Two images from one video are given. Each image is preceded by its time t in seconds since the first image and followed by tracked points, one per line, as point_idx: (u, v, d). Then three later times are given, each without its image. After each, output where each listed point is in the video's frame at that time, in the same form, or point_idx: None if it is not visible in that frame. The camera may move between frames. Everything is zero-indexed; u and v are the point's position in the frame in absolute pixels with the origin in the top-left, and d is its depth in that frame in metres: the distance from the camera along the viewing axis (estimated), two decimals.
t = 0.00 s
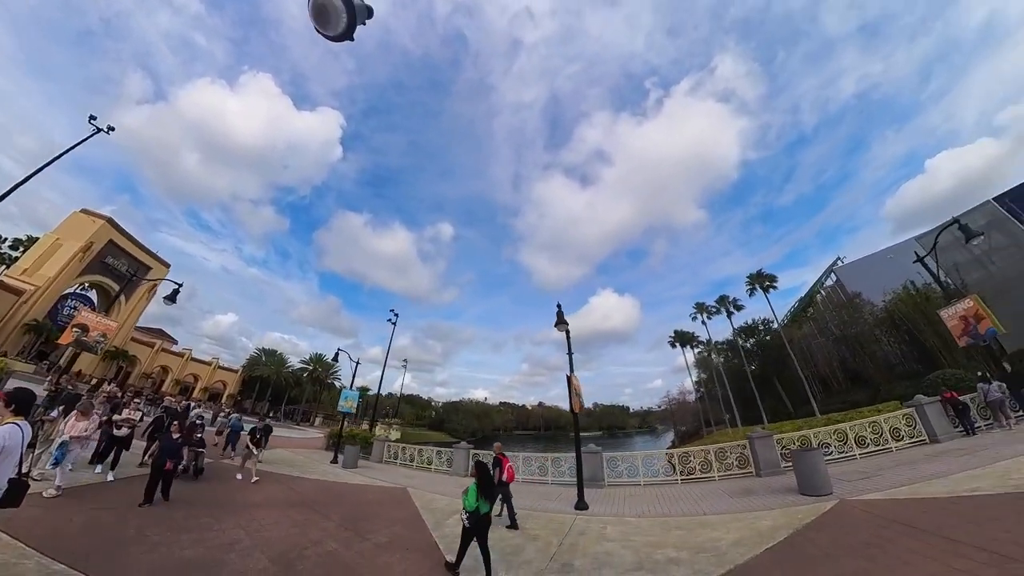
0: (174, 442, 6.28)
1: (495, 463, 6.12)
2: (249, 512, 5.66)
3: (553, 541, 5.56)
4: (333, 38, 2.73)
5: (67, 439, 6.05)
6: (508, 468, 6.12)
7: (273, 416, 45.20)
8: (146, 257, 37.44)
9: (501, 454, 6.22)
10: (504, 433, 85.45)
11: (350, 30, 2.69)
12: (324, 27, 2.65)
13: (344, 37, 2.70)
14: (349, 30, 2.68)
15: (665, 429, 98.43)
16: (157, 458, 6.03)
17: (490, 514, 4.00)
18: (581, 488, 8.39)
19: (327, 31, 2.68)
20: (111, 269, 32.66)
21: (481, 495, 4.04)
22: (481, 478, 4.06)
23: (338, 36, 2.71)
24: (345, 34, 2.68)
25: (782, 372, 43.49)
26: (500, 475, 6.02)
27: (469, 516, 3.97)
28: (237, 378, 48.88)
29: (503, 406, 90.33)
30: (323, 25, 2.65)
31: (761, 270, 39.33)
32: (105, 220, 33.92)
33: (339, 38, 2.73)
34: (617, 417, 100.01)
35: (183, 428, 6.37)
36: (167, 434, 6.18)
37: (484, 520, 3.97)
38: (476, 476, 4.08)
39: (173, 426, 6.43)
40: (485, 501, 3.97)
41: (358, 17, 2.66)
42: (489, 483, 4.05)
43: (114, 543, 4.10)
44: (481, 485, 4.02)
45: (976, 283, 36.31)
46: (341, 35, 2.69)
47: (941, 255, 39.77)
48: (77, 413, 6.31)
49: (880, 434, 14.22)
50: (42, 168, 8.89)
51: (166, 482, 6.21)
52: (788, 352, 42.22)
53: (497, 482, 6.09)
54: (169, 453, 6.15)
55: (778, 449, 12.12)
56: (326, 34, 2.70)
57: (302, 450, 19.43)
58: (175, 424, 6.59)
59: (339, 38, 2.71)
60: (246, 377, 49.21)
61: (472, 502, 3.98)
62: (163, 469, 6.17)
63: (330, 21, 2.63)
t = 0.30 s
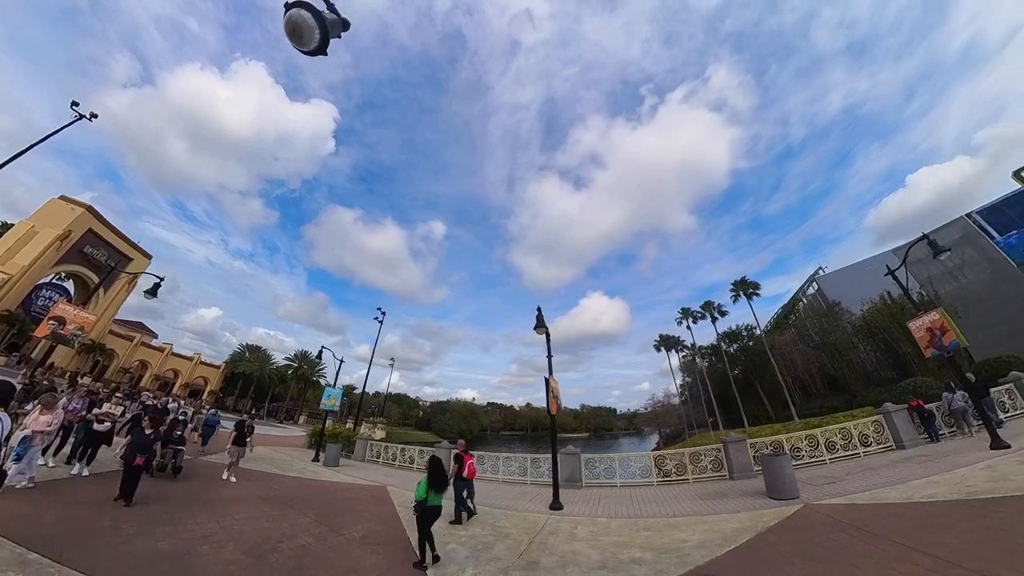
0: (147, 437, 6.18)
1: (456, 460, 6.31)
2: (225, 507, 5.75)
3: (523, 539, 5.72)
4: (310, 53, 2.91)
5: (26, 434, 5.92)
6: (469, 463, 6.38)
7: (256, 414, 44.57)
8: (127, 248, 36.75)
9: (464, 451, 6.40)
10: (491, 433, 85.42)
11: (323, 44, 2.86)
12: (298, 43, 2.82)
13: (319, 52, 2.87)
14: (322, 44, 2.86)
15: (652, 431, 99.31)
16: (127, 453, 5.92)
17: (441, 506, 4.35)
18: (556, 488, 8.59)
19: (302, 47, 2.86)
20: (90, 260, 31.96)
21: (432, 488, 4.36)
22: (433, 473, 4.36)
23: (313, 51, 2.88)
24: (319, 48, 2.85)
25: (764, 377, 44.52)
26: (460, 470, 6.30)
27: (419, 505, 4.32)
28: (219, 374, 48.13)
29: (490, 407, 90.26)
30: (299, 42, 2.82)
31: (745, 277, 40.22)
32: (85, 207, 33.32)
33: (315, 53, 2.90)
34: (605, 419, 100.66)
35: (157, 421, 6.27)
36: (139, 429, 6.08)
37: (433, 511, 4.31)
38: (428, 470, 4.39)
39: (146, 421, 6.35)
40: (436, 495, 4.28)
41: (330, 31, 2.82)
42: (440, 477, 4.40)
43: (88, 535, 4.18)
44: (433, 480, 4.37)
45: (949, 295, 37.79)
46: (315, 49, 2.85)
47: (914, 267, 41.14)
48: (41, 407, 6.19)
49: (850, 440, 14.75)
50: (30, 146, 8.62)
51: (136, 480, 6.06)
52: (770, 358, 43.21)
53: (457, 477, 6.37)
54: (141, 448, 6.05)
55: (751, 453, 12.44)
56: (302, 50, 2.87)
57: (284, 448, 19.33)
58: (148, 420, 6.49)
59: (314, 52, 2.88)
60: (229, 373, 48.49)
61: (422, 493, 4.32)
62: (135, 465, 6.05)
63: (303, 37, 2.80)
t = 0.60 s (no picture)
0: (119, 433, 6.15)
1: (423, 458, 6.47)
2: (197, 503, 5.80)
3: (495, 537, 5.88)
4: (287, 63, 3.08)
5: None
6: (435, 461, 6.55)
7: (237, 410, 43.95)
8: (108, 237, 36.15)
9: (430, 449, 6.57)
10: (478, 433, 85.28)
11: (299, 54, 3.03)
12: (275, 52, 2.98)
13: (295, 62, 3.04)
14: (299, 54, 3.03)
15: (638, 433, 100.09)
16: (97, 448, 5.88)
17: (400, 497, 4.70)
18: (532, 486, 8.77)
19: (279, 57, 3.02)
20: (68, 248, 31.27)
21: (392, 481, 4.72)
22: (395, 468, 4.73)
23: (289, 61, 3.05)
24: (295, 57, 3.02)
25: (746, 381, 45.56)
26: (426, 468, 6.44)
27: (379, 497, 4.65)
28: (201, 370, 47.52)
29: (477, 407, 90.18)
30: (275, 52, 2.99)
31: (729, 284, 41.19)
32: (65, 192, 32.74)
33: (292, 63, 3.08)
34: (591, 420, 101.26)
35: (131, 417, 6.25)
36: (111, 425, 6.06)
37: (391, 502, 4.64)
38: (389, 465, 4.76)
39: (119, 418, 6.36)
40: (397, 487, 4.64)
41: (304, 41, 2.99)
42: (400, 470, 4.71)
43: (58, 526, 4.25)
44: (392, 474, 4.69)
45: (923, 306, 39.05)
46: (292, 59, 3.02)
47: (890, 278, 42.33)
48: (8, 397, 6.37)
49: (821, 445, 15.26)
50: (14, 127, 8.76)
51: (104, 476, 6.02)
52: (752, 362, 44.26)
53: (423, 474, 6.55)
54: (112, 443, 6.02)
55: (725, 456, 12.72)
56: (280, 60, 3.03)
57: (265, 446, 19.22)
58: (121, 416, 6.49)
59: (290, 62, 3.06)
60: (211, 368, 47.81)
61: (382, 486, 4.66)
62: (104, 461, 5.98)
63: (279, 48, 2.97)
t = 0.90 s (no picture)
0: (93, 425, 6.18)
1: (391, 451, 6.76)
2: (174, 497, 5.88)
3: (468, 533, 6.08)
4: (266, 73, 3.23)
5: None
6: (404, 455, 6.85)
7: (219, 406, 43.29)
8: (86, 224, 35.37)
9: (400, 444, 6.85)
10: (465, 432, 85.22)
11: (278, 65, 3.18)
12: (253, 63, 3.13)
13: (274, 72, 3.19)
14: (277, 65, 3.18)
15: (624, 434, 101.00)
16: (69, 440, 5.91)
17: (366, 486, 5.01)
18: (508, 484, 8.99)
19: (258, 67, 3.17)
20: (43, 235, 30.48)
21: (359, 470, 5.02)
22: (362, 459, 5.01)
23: (268, 71, 3.20)
24: (273, 68, 3.17)
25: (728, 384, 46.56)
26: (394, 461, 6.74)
27: (346, 484, 4.97)
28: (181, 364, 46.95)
29: (465, 406, 90.13)
30: (253, 63, 3.13)
31: (713, 290, 42.06)
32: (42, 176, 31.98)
33: (271, 73, 3.23)
34: (578, 420, 101.93)
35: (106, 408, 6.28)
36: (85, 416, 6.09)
37: (357, 490, 4.96)
38: (357, 455, 5.03)
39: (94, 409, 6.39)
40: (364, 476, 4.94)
41: (281, 52, 3.14)
42: (367, 461, 5.00)
43: (35, 517, 4.34)
44: (359, 463, 4.98)
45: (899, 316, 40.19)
46: (271, 69, 3.18)
47: (866, 288, 43.48)
48: None
49: (792, 449, 15.80)
50: None
51: (79, 468, 6.06)
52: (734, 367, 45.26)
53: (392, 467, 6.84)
54: (86, 435, 6.05)
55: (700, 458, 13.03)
56: (259, 71, 3.18)
57: (246, 442, 19.12)
58: (97, 407, 6.52)
59: (270, 72, 3.20)
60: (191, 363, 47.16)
61: (350, 474, 4.98)
62: (76, 453, 6.00)
63: (258, 59, 3.12)
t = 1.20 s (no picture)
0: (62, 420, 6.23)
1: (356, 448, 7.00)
2: (149, 491, 5.95)
3: (440, 530, 6.25)
4: (241, 80, 3.30)
5: None
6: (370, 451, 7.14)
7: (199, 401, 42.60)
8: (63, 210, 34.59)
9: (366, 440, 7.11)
10: (451, 431, 85.11)
11: (253, 73, 3.25)
12: (229, 71, 3.19)
13: (249, 80, 3.26)
14: (251, 72, 3.25)
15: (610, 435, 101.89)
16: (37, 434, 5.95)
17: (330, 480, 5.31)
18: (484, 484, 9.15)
19: (233, 75, 3.24)
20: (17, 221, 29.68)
21: (324, 465, 5.32)
22: (327, 454, 5.32)
23: (243, 78, 3.27)
24: (247, 76, 3.23)
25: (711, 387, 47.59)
26: (361, 458, 7.02)
27: (312, 478, 5.27)
28: (159, 359, 46.23)
29: (451, 405, 90.00)
30: (229, 71, 3.20)
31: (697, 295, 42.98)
32: (17, 160, 31.26)
33: (247, 80, 3.30)
34: (565, 421, 102.55)
35: (76, 404, 6.31)
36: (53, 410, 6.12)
37: (321, 484, 5.26)
38: (323, 451, 5.31)
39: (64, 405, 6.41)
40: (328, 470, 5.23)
41: (255, 59, 3.20)
42: (332, 456, 5.29)
43: (9, 509, 4.43)
44: (325, 458, 5.27)
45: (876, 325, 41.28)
46: (246, 77, 3.25)
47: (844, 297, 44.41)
48: None
49: (765, 452, 16.33)
50: None
51: (49, 462, 6.12)
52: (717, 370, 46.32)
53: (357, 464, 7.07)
54: (54, 430, 6.09)
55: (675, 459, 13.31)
56: (234, 78, 3.25)
57: (227, 439, 18.98)
58: (66, 402, 6.55)
59: (245, 79, 3.27)
60: (172, 357, 46.42)
61: (315, 469, 5.27)
62: (42, 448, 6.04)
63: (233, 67, 3.18)
